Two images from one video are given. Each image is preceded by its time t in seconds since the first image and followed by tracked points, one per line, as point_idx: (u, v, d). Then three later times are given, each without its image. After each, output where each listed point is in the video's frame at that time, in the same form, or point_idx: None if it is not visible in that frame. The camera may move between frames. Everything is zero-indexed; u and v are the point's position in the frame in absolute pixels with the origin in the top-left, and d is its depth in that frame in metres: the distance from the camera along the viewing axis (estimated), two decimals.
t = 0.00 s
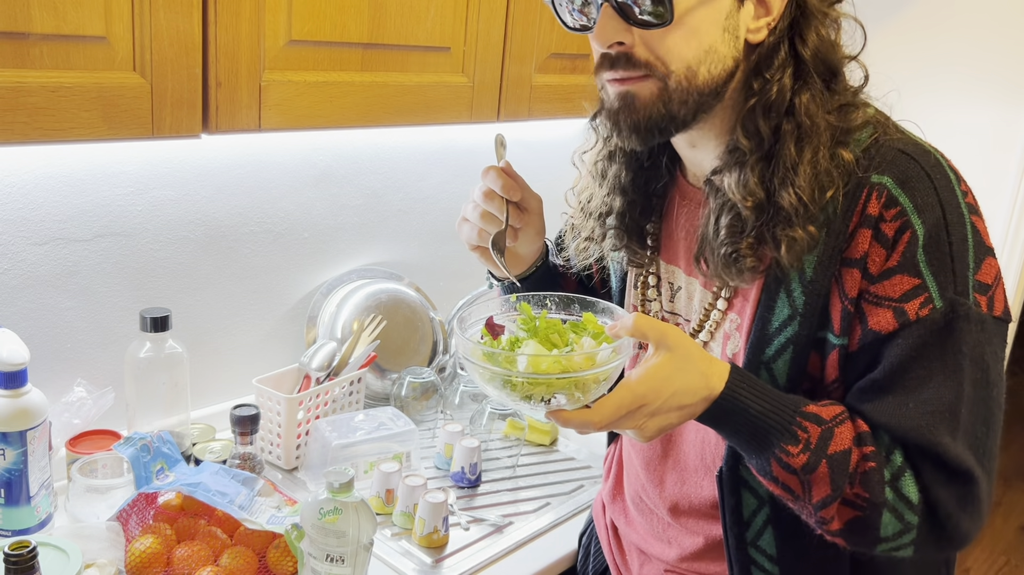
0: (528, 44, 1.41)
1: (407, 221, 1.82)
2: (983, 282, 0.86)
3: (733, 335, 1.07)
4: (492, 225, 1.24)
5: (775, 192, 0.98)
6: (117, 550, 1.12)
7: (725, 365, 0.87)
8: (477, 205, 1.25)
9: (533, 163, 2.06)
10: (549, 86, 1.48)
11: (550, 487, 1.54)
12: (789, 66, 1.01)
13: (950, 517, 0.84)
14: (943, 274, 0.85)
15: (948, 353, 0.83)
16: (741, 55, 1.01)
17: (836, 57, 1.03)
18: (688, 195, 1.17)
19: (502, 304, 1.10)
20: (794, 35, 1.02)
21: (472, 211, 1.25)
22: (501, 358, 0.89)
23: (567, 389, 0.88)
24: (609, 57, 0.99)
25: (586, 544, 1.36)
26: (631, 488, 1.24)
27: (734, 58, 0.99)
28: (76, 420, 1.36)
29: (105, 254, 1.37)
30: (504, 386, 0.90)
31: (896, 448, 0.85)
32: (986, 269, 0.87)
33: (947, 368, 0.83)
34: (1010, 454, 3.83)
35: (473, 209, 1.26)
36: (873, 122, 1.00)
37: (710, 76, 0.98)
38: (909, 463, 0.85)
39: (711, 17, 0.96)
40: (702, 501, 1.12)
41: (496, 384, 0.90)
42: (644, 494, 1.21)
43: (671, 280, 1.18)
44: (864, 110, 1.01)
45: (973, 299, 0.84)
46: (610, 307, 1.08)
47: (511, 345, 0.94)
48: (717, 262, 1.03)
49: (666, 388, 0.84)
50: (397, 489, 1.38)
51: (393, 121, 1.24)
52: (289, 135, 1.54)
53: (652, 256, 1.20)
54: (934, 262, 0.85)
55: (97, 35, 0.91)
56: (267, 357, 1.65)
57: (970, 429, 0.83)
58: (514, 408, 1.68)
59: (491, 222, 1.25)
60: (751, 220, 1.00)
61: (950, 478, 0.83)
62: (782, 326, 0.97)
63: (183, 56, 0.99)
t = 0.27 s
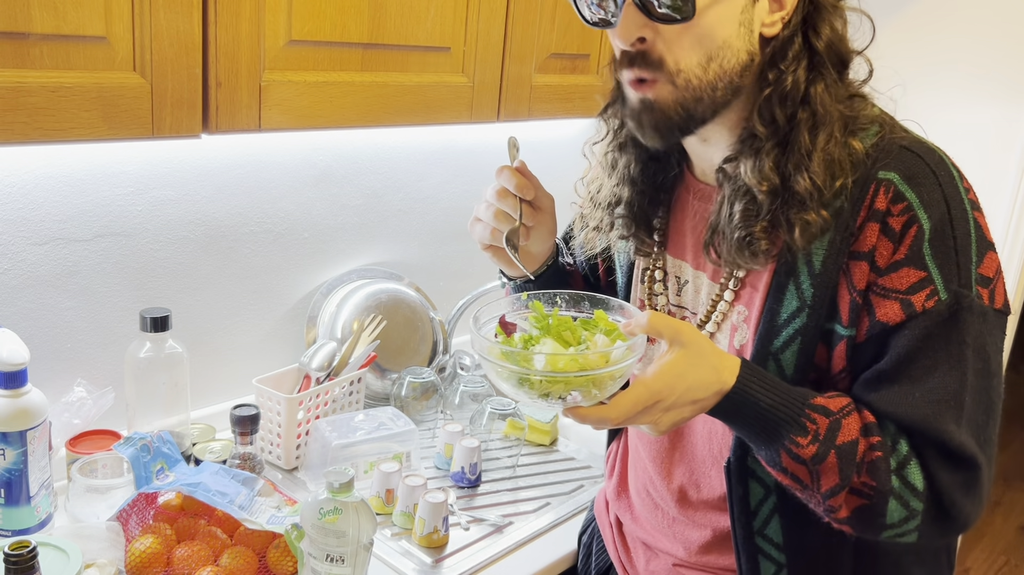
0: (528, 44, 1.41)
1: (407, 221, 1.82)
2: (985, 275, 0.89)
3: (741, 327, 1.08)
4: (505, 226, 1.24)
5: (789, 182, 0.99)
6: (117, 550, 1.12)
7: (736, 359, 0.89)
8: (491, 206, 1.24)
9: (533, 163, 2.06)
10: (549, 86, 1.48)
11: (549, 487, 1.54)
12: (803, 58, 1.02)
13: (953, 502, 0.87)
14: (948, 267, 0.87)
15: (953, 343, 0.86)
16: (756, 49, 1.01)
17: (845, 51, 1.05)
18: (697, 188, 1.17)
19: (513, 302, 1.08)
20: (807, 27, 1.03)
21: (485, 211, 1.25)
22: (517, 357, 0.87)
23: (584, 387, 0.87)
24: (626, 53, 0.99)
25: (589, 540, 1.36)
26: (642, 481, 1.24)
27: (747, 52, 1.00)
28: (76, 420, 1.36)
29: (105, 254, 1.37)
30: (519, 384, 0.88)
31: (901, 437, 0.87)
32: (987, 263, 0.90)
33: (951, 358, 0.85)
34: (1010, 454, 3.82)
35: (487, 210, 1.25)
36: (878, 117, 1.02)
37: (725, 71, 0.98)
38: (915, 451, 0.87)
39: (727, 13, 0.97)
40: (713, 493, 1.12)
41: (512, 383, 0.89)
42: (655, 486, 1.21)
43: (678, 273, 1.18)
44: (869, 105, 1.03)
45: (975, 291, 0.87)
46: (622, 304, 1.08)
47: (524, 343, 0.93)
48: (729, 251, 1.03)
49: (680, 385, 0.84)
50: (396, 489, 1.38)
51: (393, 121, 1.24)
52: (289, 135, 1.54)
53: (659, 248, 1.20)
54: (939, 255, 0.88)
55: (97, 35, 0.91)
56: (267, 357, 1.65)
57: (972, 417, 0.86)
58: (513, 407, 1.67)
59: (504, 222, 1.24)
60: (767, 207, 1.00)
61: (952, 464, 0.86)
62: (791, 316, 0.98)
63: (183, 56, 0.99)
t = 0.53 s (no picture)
0: (528, 43, 1.41)
1: (407, 221, 1.82)
2: None
3: (776, 318, 1.08)
4: (546, 223, 1.18)
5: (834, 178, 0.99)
6: (117, 550, 1.12)
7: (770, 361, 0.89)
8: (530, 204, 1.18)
9: (533, 163, 2.06)
10: (549, 86, 1.48)
11: (549, 487, 1.54)
12: (844, 58, 1.01)
13: (982, 503, 0.89)
14: (994, 270, 0.88)
15: (993, 345, 0.87)
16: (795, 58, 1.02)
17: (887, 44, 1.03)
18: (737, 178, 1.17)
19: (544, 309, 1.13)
20: (847, 26, 1.02)
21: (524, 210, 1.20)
22: (553, 359, 0.90)
23: (620, 388, 0.90)
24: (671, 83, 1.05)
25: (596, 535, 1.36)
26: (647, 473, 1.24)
27: (786, 66, 1.01)
28: (76, 420, 1.36)
29: (105, 254, 1.37)
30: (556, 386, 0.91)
31: (933, 439, 0.89)
32: None
33: (992, 360, 0.86)
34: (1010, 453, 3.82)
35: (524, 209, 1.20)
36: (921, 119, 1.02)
37: (764, 89, 1.01)
38: (946, 453, 0.89)
39: (764, 37, 0.99)
40: (726, 483, 1.13)
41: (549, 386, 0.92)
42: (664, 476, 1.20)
43: (713, 263, 1.19)
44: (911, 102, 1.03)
45: (1018, 295, 0.88)
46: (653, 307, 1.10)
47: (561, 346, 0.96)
48: (770, 241, 1.04)
49: (714, 385, 0.86)
50: (396, 489, 1.38)
51: (393, 121, 1.24)
52: (289, 135, 1.54)
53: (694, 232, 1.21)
54: (986, 257, 0.89)
55: (97, 36, 0.91)
56: (267, 357, 1.65)
57: (1010, 420, 0.87)
58: (513, 407, 1.67)
59: (545, 220, 1.18)
60: (809, 202, 1.00)
61: (984, 464, 0.88)
62: (831, 310, 0.98)
63: (183, 56, 0.99)
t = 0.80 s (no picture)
0: (528, 44, 1.41)
1: (407, 221, 1.82)
2: None
3: (813, 318, 1.12)
4: (594, 251, 1.29)
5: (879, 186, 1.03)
6: (117, 550, 1.12)
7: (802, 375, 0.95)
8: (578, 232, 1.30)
9: (533, 163, 2.06)
10: (550, 86, 1.48)
11: (549, 487, 1.54)
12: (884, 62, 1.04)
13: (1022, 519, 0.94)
14: None
15: None
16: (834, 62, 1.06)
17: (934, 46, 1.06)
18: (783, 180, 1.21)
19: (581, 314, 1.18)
20: (887, 32, 1.05)
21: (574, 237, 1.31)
22: (580, 367, 0.94)
23: (647, 396, 0.93)
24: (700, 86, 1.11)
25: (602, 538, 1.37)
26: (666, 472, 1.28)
27: (820, 69, 1.05)
28: (76, 420, 1.36)
29: (105, 254, 1.37)
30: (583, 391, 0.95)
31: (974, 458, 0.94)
32: None
33: None
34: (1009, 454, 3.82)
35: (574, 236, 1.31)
36: (975, 123, 1.05)
37: (796, 91, 1.05)
38: (987, 471, 0.94)
39: (795, 41, 1.03)
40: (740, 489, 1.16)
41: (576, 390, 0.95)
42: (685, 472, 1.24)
43: (752, 262, 1.23)
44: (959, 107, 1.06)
45: None
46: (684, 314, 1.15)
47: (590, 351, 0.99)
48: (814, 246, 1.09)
49: (744, 396, 0.91)
50: (397, 489, 1.38)
51: (393, 121, 1.24)
52: (289, 135, 1.54)
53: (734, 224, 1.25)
54: None
55: (97, 36, 0.91)
56: (267, 357, 1.65)
57: None
58: (513, 407, 1.67)
59: (593, 247, 1.29)
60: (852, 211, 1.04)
61: None
62: (875, 316, 1.02)
63: (183, 56, 0.99)
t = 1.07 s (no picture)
0: (528, 43, 1.41)
1: (407, 221, 1.82)
2: None
3: (828, 317, 1.14)
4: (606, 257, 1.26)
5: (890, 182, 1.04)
6: (117, 550, 1.12)
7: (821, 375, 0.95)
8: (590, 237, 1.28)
9: (534, 163, 2.06)
10: (550, 87, 1.48)
11: (549, 488, 1.54)
12: (888, 60, 1.05)
13: None
14: None
15: None
16: (838, 59, 1.06)
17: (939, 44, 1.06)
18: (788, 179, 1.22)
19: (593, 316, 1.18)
20: (893, 30, 1.05)
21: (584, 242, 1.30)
22: (594, 369, 0.93)
23: (662, 399, 0.93)
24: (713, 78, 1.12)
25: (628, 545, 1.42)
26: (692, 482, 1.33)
27: (826, 65, 1.06)
28: (76, 420, 1.36)
29: (105, 255, 1.37)
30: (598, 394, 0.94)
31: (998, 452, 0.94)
32: None
33: None
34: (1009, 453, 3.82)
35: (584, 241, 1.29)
36: (982, 117, 1.06)
37: (804, 86, 1.06)
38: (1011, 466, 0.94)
39: (802, 35, 1.04)
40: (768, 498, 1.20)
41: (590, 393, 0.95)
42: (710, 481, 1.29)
43: (763, 262, 1.24)
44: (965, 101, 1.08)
45: None
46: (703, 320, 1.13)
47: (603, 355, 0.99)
48: (824, 246, 1.10)
49: (761, 398, 0.91)
50: (397, 489, 1.38)
51: (393, 121, 1.24)
52: (289, 135, 1.54)
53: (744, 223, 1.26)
54: None
55: (97, 36, 0.91)
56: (267, 357, 1.65)
57: None
58: (513, 407, 1.67)
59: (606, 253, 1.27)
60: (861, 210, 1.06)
61: None
62: (889, 312, 1.04)
63: (183, 56, 0.99)
